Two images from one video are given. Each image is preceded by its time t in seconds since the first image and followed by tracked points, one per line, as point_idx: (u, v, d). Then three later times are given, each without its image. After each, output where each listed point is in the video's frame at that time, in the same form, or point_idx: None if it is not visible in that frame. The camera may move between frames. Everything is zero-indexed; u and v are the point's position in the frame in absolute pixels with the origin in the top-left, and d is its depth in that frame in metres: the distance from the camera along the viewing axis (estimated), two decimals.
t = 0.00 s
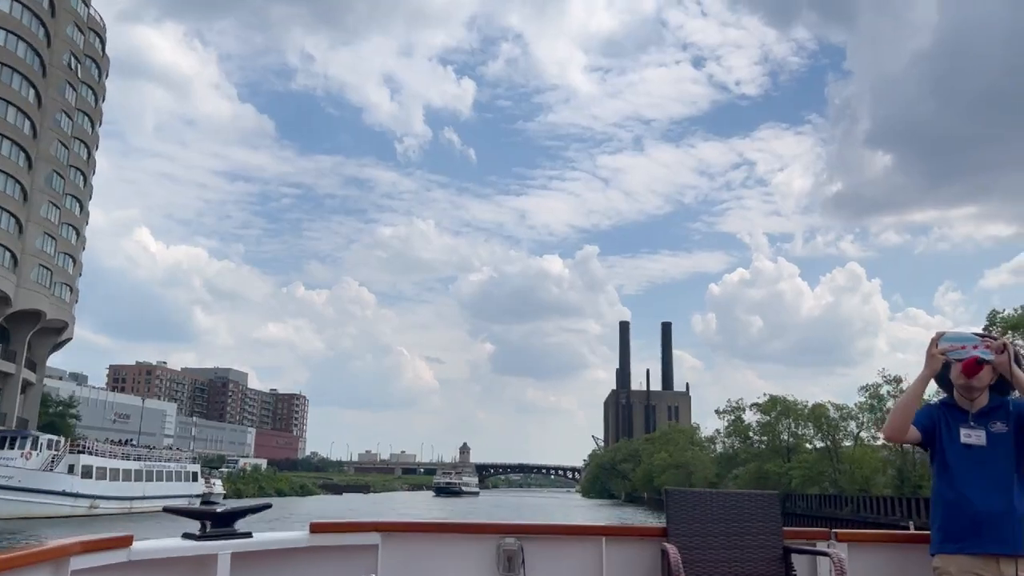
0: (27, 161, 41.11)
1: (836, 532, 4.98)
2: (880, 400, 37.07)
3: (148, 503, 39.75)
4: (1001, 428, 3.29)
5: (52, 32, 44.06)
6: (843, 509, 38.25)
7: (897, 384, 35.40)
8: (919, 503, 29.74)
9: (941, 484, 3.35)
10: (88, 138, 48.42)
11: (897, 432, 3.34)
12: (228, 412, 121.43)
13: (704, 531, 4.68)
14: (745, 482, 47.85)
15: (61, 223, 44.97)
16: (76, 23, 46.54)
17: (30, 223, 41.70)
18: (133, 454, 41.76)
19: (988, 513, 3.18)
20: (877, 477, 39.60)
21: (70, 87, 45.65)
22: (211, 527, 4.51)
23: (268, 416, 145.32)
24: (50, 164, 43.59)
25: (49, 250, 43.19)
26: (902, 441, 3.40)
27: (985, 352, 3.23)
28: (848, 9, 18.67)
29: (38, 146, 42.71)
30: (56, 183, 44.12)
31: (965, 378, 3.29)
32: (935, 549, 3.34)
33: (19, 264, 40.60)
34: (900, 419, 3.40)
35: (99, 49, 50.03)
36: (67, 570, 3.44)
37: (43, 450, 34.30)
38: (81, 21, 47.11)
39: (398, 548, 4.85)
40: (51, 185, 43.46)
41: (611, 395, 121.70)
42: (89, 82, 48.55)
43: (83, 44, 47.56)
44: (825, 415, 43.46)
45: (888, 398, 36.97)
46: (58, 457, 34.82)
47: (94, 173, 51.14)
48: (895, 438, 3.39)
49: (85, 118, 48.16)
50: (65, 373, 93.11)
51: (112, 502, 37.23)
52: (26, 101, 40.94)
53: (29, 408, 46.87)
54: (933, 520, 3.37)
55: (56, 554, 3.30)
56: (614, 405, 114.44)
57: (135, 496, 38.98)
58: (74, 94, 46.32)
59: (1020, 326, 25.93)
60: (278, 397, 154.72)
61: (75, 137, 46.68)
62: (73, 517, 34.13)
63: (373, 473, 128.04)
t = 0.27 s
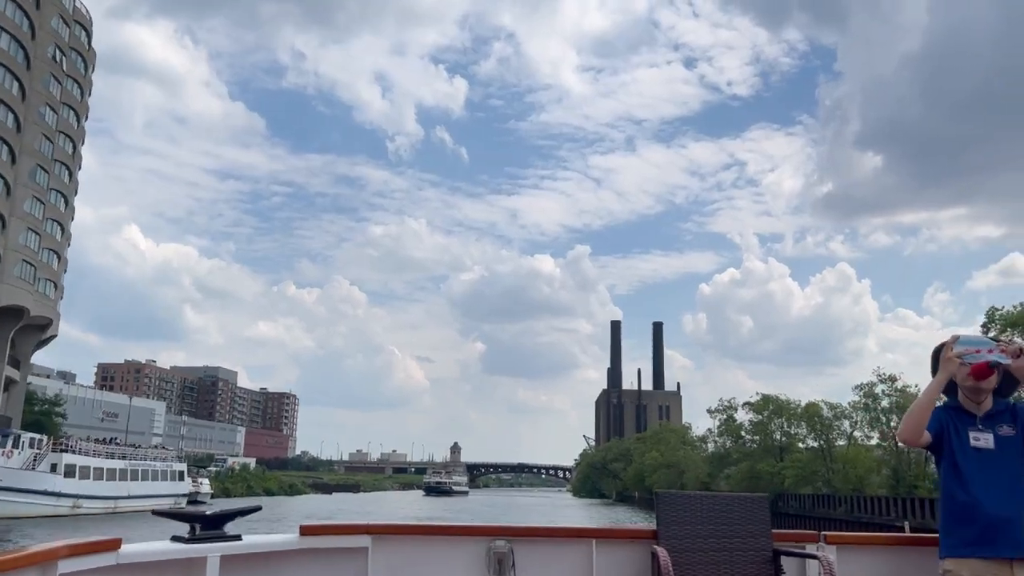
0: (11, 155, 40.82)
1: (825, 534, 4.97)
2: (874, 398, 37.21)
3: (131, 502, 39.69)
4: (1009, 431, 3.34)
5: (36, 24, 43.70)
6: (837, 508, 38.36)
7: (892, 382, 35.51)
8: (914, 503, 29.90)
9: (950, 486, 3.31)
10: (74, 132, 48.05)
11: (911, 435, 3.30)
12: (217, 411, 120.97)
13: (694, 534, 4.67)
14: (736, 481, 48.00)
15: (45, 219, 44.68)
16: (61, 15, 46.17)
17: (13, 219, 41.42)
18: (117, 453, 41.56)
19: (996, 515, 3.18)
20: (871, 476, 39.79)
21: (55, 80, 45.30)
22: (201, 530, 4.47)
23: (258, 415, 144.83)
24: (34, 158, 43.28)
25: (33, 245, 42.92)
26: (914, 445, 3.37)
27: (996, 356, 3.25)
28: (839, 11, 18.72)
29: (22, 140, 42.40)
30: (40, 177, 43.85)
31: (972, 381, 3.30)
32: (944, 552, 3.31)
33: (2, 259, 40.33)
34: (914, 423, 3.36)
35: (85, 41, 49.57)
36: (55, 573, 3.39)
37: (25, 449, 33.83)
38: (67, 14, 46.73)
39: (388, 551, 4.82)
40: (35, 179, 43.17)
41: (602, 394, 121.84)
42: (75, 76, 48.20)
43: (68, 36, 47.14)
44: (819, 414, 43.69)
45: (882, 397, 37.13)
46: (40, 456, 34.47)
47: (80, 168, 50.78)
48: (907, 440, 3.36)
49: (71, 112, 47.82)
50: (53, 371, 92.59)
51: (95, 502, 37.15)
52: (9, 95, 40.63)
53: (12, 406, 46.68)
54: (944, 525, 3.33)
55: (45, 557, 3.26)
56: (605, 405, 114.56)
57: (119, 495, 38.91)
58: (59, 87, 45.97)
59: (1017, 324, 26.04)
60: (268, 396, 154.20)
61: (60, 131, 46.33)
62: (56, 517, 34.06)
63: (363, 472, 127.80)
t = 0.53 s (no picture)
0: None
1: (816, 535, 4.96)
2: (873, 395, 37.26)
3: (120, 501, 39.45)
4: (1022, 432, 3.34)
5: (23, 16, 43.47)
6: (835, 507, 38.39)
7: (890, 379, 35.55)
8: (913, 502, 29.95)
9: (967, 488, 3.28)
10: (64, 126, 47.82)
11: (935, 437, 3.24)
12: (210, 408, 120.68)
13: (685, 535, 4.66)
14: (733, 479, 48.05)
15: (33, 213, 44.48)
16: (49, 7, 45.94)
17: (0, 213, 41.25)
18: (106, 450, 41.45)
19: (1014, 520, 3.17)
20: (869, 475, 39.89)
21: (43, 73, 45.09)
22: (193, 531, 4.43)
23: (251, 413, 144.55)
24: (22, 152, 43.08)
25: (20, 240, 42.74)
26: (932, 447, 3.33)
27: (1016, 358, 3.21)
28: (836, 9, 18.73)
29: (9, 133, 42.22)
30: (27, 171, 43.67)
31: (989, 383, 3.27)
32: (960, 554, 3.31)
33: None
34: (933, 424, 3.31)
35: (74, 34, 49.27)
36: None
37: (12, 446, 33.78)
38: (55, 6, 46.49)
39: (382, 553, 4.80)
40: (23, 173, 42.98)
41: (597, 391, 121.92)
42: (64, 69, 47.98)
43: (57, 29, 46.91)
44: (816, 412, 43.82)
45: (880, 394, 37.20)
46: (26, 454, 34.46)
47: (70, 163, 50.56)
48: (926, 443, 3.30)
49: (60, 106, 47.59)
50: (45, 369, 92.22)
51: (82, 500, 36.94)
52: None
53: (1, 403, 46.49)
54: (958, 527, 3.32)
55: (36, 559, 3.23)
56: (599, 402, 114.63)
57: (106, 494, 38.62)
58: (47, 80, 45.75)
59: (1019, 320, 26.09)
60: (262, 394, 153.87)
61: (49, 124, 46.11)
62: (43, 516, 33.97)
63: (357, 470, 127.64)
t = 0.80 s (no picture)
0: None
1: (810, 529, 4.95)
2: (872, 390, 37.37)
3: (108, 498, 39.27)
4: None
5: (11, 8, 43.30)
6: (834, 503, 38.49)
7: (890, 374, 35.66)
8: (912, 498, 30.10)
9: (985, 485, 3.27)
10: (53, 118, 47.64)
11: (962, 433, 3.20)
12: (203, 405, 120.47)
13: (680, 529, 4.65)
14: (728, 475, 48.17)
15: (21, 207, 44.31)
16: None
17: None
18: (93, 447, 41.30)
19: None
20: (868, 470, 40.08)
21: (30, 64, 44.91)
22: (188, 525, 4.40)
23: (244, 411, 144.36)
24: (9, 145, 42.92)
25: (7, 234, 42.60)
26: (954, 442, 3.28)
27: None
28: (830, 6, 18.75)
29: None
30: (15, 163, 43.49)
31: (1008, 378, 3.24)
32: (976, 548, 3.31)
33: None
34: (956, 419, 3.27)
35: (62, 25, 48.98)
36: (40, 571, 3.32)
37: None
38: None
39: (376, 547, 4.76)
40: (10, 166, 42.83)
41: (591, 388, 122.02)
42: (53, 61, 47.80)
43: (45, 20, 46.72)
44: (814, 408, 43.98)
45: (880, 389, 37.31)
46: (14, 450, 34.74)
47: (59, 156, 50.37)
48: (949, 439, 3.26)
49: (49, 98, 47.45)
50: (36, 365, 91.83)
51: (70, 497, 36.80)
52: None
53: None
54: (973, 524, 3.31)
55: (31, 554, 3.20)
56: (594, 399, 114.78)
57: (94, 490, 38.34)
58: (35, 72, 45.58)
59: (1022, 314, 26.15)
60: (255, 391, 153.62)
61: (37, 117, 45.93)
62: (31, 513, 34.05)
63: (351, 467, 127.55)
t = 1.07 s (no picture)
0: None
1: (806, 523, 4.94)
2: (873, 385, 37.35)
3: (98, 494, 39.18)
4: None
5: None
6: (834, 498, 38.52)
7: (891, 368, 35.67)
8: (914, 494, 30.12)
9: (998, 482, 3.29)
10: (42, 110, 47.36)
11: (990, 431, 3.17)
12: (198, 401, 120.23)
13: (676, 524, 4.64)
14: (726, 471, 48.22)
15: (10, 200, 44.06)
16: None
17: None
18: (83, 442, 41.18)
19: None
20: (868, 466, 40.14)
21: (19, 55, 44.63)
22: (185, 521, 4.38)
23: (240, 406, 144.10)
24: None
25: None
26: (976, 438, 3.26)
27: None
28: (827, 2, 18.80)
29: None
30: (4, 156, 43.26)
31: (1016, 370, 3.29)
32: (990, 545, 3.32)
33: None
34: (977, 415, 3.26)
35: (52, 16, 48.70)
36: (37, 567, 3.30)
37: None
38: None
39: (373, 542, 4.75)
40: None
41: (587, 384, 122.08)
42: (42, 52, 47.52)
43: (34, 11, 46.43)
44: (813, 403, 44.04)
45: (881, 383, 37.30)
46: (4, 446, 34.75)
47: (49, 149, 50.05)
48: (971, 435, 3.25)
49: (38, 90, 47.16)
50: (31, 362, 91.54)
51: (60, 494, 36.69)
52: None
53: None
54: (986, 522, 3.34)
55: (28, 548, 3.18)
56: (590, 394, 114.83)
57: (84, 487, 38.24)
58: (24, 63, 45.29)
59: None
60: (250, 387, 153.41)
61: (26, 109, 45.67)
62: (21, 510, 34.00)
63: (346, 463, 127.50)
